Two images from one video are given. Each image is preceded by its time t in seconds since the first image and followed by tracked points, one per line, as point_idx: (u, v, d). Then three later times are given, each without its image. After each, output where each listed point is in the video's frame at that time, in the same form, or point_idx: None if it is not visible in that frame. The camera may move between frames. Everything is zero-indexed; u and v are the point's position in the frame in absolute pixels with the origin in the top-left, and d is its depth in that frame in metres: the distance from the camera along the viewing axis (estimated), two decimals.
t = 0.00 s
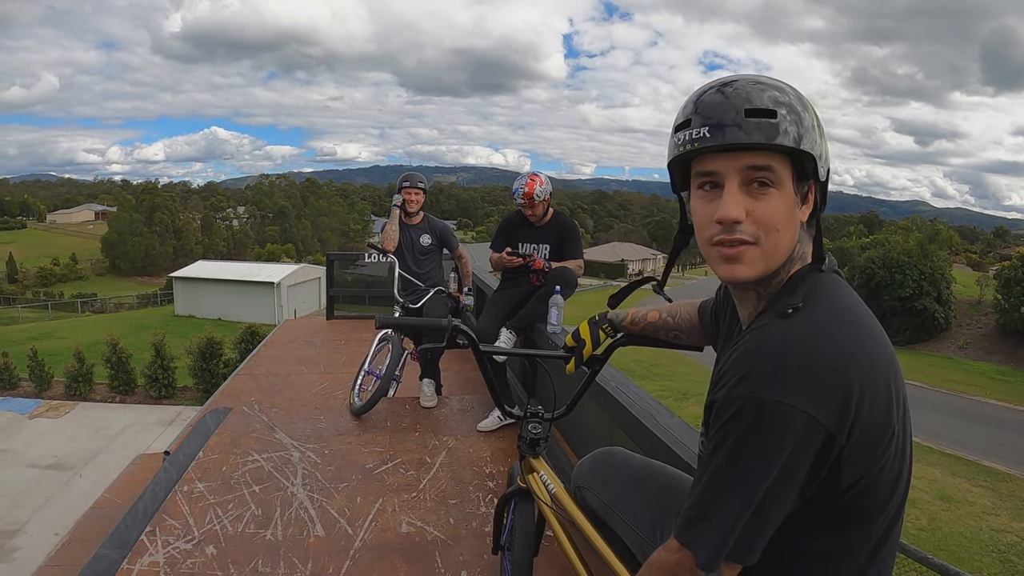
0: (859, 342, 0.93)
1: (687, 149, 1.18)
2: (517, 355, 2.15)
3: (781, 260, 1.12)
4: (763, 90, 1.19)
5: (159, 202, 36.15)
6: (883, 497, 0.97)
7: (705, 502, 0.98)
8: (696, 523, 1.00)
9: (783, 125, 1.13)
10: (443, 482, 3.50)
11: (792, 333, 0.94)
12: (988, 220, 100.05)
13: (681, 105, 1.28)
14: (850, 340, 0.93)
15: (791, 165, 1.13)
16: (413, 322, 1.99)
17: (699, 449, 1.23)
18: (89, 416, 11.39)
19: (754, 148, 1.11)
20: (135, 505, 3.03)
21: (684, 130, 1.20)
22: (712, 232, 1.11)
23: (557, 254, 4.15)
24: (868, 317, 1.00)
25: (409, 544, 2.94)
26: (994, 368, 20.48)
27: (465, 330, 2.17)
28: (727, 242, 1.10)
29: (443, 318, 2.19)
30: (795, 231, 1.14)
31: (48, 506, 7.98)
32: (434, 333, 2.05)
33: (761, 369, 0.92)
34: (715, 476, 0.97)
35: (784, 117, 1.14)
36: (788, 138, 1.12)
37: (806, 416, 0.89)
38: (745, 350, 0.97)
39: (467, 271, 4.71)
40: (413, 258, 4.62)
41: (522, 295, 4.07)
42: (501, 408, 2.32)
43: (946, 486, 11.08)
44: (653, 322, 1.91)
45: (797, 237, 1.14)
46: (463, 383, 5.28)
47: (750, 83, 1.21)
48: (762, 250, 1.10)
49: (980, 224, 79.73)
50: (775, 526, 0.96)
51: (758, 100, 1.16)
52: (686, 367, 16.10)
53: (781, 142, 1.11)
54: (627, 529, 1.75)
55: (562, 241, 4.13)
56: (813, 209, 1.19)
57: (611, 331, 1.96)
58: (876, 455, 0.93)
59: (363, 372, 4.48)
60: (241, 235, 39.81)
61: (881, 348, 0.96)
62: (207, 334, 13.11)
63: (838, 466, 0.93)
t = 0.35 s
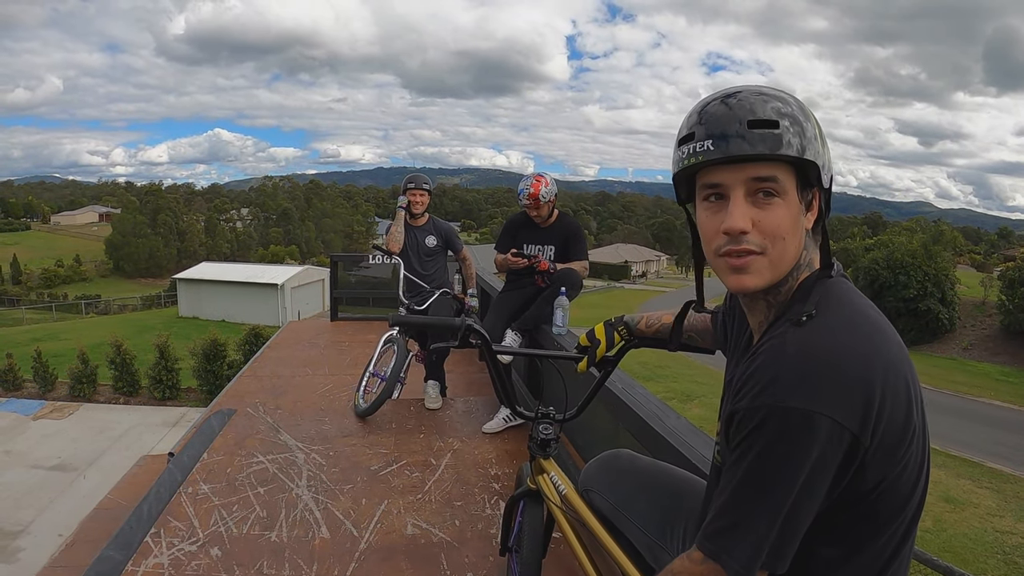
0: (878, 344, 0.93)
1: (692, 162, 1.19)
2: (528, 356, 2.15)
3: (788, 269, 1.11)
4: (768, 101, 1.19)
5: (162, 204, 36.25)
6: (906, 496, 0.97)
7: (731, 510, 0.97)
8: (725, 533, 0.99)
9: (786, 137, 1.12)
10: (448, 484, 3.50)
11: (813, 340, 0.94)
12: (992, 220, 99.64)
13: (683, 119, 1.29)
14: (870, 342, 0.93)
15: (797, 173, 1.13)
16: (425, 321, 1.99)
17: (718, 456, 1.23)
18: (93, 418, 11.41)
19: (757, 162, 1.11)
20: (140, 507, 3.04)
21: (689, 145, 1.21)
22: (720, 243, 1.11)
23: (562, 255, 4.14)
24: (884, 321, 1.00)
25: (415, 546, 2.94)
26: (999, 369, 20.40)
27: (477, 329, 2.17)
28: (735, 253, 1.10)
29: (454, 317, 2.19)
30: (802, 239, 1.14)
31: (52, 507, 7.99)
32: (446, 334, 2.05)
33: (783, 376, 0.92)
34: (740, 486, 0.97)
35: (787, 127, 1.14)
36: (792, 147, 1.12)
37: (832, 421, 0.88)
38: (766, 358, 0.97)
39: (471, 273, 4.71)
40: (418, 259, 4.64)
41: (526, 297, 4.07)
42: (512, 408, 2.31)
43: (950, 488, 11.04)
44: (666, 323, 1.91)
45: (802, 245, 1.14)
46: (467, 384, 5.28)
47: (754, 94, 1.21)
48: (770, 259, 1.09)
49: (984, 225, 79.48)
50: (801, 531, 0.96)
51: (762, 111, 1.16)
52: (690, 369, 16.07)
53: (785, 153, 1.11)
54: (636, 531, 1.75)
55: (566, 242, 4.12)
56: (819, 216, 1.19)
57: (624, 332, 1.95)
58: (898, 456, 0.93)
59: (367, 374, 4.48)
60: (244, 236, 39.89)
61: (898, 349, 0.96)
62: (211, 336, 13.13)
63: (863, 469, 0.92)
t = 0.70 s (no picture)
0: (885, 344, 0.92)
1: (697, 162, 1.19)
2: (533, 356, 2.14)
3: (793, 269, 1.11)
4: (775, 101, 1.18)
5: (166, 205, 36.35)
6: (912, 496, 0.96)
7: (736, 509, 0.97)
8: (728, 531, 0.99)
9: (792, 136, 1.12)
10: (452, 485, 3.49)
11: (818, 338, 0.94)
12: (996, 221, 99.27)
13: (689, 119, 1.29)
14: (877, 342, 0.92)
15: (803, 171, 1.12)
16: (429, 320, 1.99)
17: (722, 455, 1.23)
18: (97, 418, 11.45)
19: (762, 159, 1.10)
20: (144, 506, 3.04)
21: (695, 145, 1.21)
22: (725, 243, 1.11)
23: (565, 256, 4.13)
24: (890, 320, 1.00)
25: (419, 545, 2.94)
26: (1004, 370, 20.32)
27: (481, 328, 2.16)
28: (740, 253, 1.10)
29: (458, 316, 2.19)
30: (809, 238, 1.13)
31: (56, 508, 8.02)
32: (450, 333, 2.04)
33: (787, 377, 0.92)
34: (744, 485, 0.97)
35: (793, 127, 1.13)
36: (798, 146, 1.12)
37: (836, 421, 0.88)
38: (770, 358, 0.97)
39: (475, 274, 4.70)
40: (422, 260, 4.64)
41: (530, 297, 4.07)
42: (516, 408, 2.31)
43: (955, 489, 11.01)
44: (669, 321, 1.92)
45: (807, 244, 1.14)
46: (471, 385, 5.28)
47: (761, 93, 1.20)
48: (774, 259, 1.09)
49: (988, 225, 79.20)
50: (805, 531, 0.96)
51: (768, 111, 1.16)
52: (694, 370, 16.06)
53: (789, 153, 1.11)
54: (640, 531, 1.75)
55: (570, 243, 4.12)
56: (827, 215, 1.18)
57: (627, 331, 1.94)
58: (903, 455, 0.92)
59: (371, 374, 4.48)
60: (248, 237, 39.99)
61: (906, 350, 0.95)
62: (216, 337, 13.16)
63: (868, 468, 0.92)
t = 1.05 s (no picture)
0: (882, 343, 0.92)
1: (693, 166, 1.19)
2: (536, 355, 2.13)
3: (788, 270, 1.11)
4: (771, 103, 1.19)
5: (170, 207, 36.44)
6: (912, 495, 0.96)
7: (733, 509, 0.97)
8: (726, 531, 0.99)
9: (788, 136, 1.12)
10: (456, 485, 3.50)
11: (817, 339, 0.94)
12: (1000, 221, 98.76)
13: (686, 120, 1.29)
14: (877, 342, 0.92)
15: (795, 174, 1.12)
16: (431, 321, 1.99)
17: (721, 457, 1.23)
18: (102, 419, 11.48)
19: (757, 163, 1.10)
20: (149, 506, 3.05)
21: (691, 148, 1.21)
22: (720, 246, 1.11)
23: (569, 256, 4.13)
24: (890, 320, 0.99)
25: (423, 545, 2.94)
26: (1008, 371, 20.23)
27: (484, 328, 2.16)
28: (733, 256, 1.10)
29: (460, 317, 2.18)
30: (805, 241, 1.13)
31: (60, 508, 8.03)
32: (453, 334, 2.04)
33: (784, 377, 0.92)
34: (741, 485, 0.97)
35: (790, 128, 1.13)
36: (793, 149, 1.11)
37: (831, 422, 0.88)
38: (768, 359, 0.97)
39: (479, 274, 4.69)
40: (426, 261, 4.64)
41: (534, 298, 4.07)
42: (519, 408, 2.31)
43: (958, 490, 10.97)
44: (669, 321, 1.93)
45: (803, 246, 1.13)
46: (474, 386, 5.28)
47: (757, 95, 1.21)
48: (768, 262, 1.09)
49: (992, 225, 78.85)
50: (804, 532, 0.95)
51: (764, 113, 1.16)
52: (698, 371, 16.04)
53: (786, 155, 1.10)
54: (640, 531, 1.74)
55: (574, 243, 4.11)
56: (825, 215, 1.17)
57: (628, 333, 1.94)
58: (903, 454, 0.92)
59: (375, 375, 4.49)
60: (252, 239, 40.06)
61: (905, 349, 0.95)
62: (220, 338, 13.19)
63: (867, 468, 0.92)
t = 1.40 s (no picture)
0: (864, 351, 0.92)
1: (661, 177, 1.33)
2: (538, 356, 2.12)
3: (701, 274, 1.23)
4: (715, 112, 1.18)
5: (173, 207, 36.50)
6: (902, 501, 0.95)
7: (718, 517, 0.97)
8: (711, 540, 0.98)
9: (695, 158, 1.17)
10: (458, 485, 3.50)
11: (793, 346, 0.94)
12: (1002, 221, 98.57)
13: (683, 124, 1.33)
14: (862, 348, 0.93)
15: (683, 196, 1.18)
16: (433, 321, 1.98)
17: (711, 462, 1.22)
18: (104, 419, 11.50)
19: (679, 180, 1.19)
20: (151, 506, 3.05)
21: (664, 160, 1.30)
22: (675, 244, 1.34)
23: (572, 257, 4.13)
24: (873, 325, 0.98)
25: (426, 546, 2.94)
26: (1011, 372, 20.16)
27: (485, 329, 2.14)
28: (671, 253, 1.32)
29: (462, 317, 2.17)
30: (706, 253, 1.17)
31: (63, 508, 8.04)
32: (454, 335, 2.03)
33: (764, 387, 0.92)
34: (723, 494, 0.96)
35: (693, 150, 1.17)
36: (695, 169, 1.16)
37: (812, 434, 0.88)
38: (747, 366, 0.97)
39: (481, 275, 4.69)
40: (429, 261, 4.65)
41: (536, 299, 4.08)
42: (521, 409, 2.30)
43: (961, 491, 10.93)
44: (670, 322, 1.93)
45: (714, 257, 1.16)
46: (477, 386, 5.28)
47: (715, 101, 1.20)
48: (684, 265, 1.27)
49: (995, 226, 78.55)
50: (791, 541, 0.94)
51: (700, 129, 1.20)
52: (700, 372, 16.01)
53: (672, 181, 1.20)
54: (641, 531, 1.74)
55: (576, 244, 4.11)
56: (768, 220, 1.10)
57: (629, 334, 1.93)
58: (891, 461, 0.91)
59: (378, 375, 4.49)
60: (254, 240, 40.07)
61: (890, 356, 0.95)
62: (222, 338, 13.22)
63: (853, 476, 0.91)
